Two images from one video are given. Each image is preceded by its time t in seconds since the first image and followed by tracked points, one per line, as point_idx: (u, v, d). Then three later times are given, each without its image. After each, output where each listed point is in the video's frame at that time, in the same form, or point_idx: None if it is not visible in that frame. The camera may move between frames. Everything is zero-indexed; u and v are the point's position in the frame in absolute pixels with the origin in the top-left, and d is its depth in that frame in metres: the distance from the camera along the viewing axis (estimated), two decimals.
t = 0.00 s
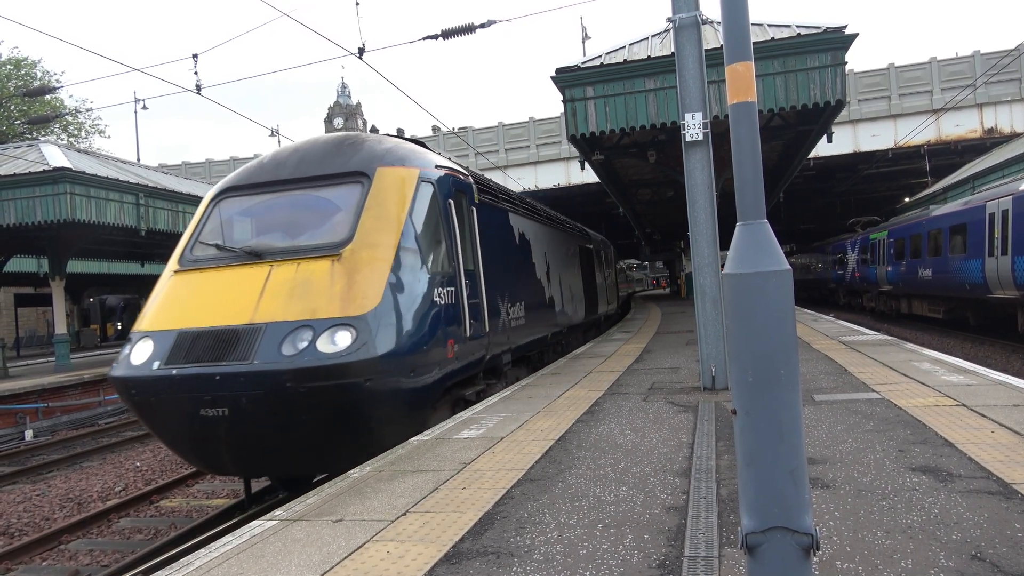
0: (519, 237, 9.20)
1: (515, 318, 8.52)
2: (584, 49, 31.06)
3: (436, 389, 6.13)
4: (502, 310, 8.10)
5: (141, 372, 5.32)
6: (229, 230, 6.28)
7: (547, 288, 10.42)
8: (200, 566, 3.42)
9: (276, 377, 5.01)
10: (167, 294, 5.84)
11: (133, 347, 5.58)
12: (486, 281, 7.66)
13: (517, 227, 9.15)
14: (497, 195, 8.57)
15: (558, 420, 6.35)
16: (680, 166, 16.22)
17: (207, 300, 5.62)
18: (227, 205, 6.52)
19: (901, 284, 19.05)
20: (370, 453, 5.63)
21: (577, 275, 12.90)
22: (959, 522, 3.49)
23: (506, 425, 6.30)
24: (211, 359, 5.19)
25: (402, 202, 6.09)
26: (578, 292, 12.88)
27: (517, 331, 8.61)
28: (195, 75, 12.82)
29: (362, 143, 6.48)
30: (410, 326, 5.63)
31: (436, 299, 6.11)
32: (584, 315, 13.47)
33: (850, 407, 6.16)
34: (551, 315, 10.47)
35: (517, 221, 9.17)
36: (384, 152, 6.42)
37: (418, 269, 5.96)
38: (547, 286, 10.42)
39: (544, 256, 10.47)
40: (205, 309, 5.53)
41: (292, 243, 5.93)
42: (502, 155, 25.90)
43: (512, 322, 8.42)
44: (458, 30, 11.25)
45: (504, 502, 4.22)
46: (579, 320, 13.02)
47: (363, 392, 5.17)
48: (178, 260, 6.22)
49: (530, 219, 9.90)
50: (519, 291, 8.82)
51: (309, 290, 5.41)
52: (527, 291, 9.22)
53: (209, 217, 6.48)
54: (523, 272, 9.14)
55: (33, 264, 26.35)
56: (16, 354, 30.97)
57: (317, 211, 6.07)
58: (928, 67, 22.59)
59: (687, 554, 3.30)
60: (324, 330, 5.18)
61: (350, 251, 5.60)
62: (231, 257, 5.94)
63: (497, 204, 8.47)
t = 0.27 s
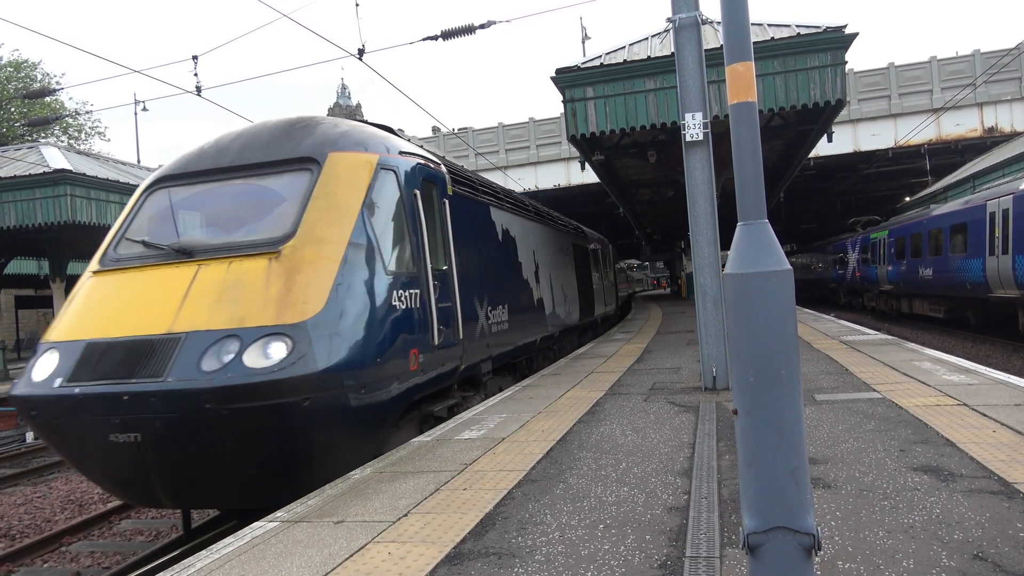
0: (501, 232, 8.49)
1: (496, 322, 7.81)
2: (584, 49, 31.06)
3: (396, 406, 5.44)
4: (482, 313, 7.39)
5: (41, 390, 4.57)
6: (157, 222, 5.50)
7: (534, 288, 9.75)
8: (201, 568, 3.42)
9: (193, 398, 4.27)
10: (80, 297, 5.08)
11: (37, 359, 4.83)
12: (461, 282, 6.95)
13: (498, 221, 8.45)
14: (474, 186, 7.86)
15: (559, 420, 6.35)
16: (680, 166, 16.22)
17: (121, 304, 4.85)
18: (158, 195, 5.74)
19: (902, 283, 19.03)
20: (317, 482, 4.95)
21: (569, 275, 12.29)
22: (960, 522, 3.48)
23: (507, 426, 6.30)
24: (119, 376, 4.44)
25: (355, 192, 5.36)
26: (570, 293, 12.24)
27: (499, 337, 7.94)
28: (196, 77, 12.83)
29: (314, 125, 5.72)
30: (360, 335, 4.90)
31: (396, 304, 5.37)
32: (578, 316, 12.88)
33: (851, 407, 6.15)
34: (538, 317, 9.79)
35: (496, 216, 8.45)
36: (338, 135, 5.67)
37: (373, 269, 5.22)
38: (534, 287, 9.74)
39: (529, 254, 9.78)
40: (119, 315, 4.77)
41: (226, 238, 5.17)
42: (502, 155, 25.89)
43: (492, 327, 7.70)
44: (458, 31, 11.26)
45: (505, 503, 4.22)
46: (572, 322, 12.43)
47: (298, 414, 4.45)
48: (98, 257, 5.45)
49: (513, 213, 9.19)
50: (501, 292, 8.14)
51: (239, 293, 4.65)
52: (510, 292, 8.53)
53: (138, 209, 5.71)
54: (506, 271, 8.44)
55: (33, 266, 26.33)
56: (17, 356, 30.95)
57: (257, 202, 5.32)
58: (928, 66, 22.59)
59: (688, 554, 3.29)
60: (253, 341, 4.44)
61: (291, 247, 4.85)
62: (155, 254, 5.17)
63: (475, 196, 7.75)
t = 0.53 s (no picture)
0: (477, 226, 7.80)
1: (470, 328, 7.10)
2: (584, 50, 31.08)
3: (342, 430, 4.72)
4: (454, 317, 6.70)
5: None
6: (65, 214, 4.79)
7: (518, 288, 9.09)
8: (202, 568, 3.42)
9: (72, 429, 3.55)
10: None
11: None
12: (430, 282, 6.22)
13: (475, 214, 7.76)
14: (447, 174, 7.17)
15: (560, 421, 6.35)
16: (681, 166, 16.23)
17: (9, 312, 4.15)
18: (70, 183, 5.02)
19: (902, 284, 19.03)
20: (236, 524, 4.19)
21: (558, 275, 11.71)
22: (961, 522, 3.49)
23: (507, 426, 6.30)
24: None
25: (293, 177, 4.62)
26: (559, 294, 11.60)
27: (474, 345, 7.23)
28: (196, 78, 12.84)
29: (251, 103, 5.00)
30: (291, 347, 4.15)
31: (339, 310, 4.61)
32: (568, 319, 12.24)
33: (852, 407, 6.16)
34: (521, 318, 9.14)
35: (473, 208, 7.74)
36: (279, 113, 4.94)
37: (312, 269, 4.47)
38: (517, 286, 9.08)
39: (513, 252, 9.14)
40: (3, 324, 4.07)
41: (137, 232, 4.47)
42: (503, 156, 25.89)
43: (466, 332, 6.99)
44: (458, 31, 11.27)
45: (505, 503, 4.22)
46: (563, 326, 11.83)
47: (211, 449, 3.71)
48: None
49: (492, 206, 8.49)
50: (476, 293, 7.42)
51: (139, 298, 3.93)
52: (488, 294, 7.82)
53: (47, 199, 5.00)
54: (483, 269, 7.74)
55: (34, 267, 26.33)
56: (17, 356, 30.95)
57: (176, 189, 4.60)
58: (928, 67, 22.59)
59: (689, 555, 3.30)
60: (148, 357, 3.71)
61: (207, 243, 4.12)
62: (55, 251, 4.46)
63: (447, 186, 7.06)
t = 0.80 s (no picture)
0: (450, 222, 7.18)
1: (440, 335, 6.47)
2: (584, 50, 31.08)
3: (271, 458, 4.15)
4: (422, 322, 6.08)
5: None
6: None
7: (498, 289, 8.48)
8: (203, 569, 3.41)
9: None
10: None
11: None
12: (391, 282, 5.59)
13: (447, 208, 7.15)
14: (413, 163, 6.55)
15: (560, 421, 6.35)
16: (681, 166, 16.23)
17: None
18: None
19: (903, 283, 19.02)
20: (150, 571, 3.71)
21: (547, 275, 11.14)
22: (962, 522, 3.48)
23: (508, 427, 6.30)
24: None
25: (211, 164, 3.96)
26: (547, 296, 11.01)
27: (446, 352, 6.61)
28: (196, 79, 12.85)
29: (172, 75, 4.29)
30: (199, 364, 3.57)
31: (267, 318, 4.02)
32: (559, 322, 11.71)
33: (853, 407, 6.15)
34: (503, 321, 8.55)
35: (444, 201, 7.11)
36: (204, 87, 4.27)
37: (234, 270, 3.87)
38: (498, 287, 8.48)
39: (493, 250, 8.56)
40: None
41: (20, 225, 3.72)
42: (503, 156, 25.89)
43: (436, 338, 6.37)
44: (458, 32, 11.27)
45: (506, 504, 4.22)
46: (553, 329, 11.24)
47: (84, 482, 3.19)
48: None
49: (466, 199, 7.86)
50: (447, 294, 6.79)
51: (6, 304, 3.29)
52: (462, 296, 7.21)
53: None
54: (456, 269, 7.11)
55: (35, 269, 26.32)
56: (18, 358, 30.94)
57: (73, 174, 3.88)
58: (928, 66, 22.58)
59: (690, 555, 3.29)
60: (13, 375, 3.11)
61: (98, 238, 3.48)
62: None
63: (414, 176, 6.42)
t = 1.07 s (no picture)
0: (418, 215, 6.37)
1: (402, 343, 5.69)
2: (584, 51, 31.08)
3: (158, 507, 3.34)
4: (380, 328, 5.31)
5: None
6: None
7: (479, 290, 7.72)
8: (204, 569, 3.42)
9: None
10: None
11: None
12: (338, 283, 4.79)
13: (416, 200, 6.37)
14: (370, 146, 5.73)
15: (561, 422, 6.35)
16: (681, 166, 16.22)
17: None
18: None
19: (903, 283, 19.02)
20: None
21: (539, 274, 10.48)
22: (964, 521, 3.48)
23: (508, 427, 6.30)
24: None
25: (70, 132, 3.12)
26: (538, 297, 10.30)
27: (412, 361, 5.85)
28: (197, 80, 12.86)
29: (36, 26, 3.43)
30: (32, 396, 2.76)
31: (139, 331, 3.15)
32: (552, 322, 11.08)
33: (854, 407, 6.15)
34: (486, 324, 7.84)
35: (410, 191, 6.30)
36: (73, 39, 3.41)
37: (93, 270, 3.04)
38: (479, 287, 7.73)
39: (474, 247, 7.81)
40: None
41: None
42: (503, 156, 25.89)
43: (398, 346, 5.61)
44: (459, 32, 11.27)
45: (507, 504, 4.22)
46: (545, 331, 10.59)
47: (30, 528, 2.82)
48: None
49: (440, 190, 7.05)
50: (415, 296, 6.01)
51: None
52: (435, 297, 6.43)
53: None
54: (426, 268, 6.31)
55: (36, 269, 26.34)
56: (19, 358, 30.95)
57: None
58: (929, 66, 22.58)
59: (691, 555, 3.29)
60: None
61: None
62: None
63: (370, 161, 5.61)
